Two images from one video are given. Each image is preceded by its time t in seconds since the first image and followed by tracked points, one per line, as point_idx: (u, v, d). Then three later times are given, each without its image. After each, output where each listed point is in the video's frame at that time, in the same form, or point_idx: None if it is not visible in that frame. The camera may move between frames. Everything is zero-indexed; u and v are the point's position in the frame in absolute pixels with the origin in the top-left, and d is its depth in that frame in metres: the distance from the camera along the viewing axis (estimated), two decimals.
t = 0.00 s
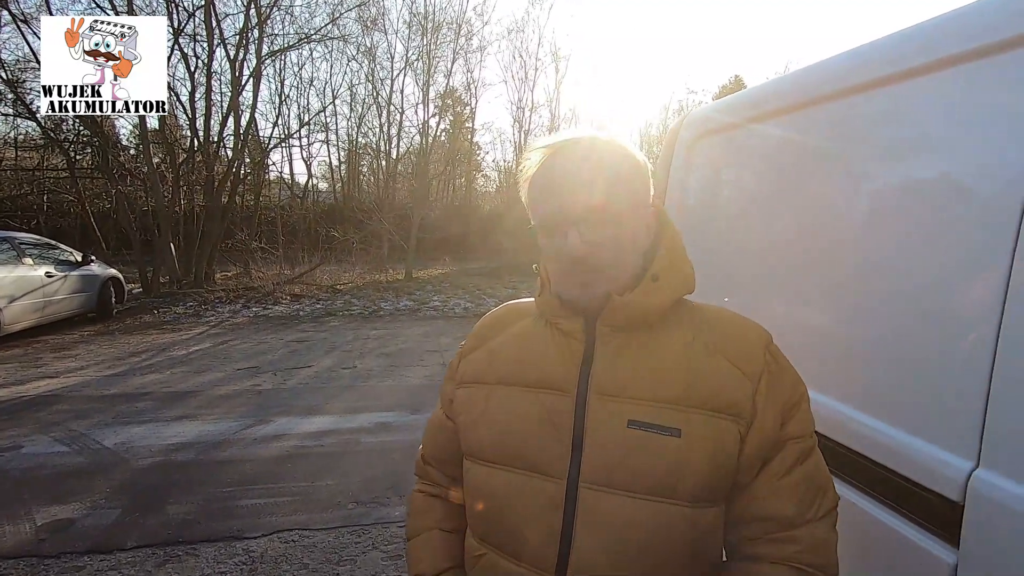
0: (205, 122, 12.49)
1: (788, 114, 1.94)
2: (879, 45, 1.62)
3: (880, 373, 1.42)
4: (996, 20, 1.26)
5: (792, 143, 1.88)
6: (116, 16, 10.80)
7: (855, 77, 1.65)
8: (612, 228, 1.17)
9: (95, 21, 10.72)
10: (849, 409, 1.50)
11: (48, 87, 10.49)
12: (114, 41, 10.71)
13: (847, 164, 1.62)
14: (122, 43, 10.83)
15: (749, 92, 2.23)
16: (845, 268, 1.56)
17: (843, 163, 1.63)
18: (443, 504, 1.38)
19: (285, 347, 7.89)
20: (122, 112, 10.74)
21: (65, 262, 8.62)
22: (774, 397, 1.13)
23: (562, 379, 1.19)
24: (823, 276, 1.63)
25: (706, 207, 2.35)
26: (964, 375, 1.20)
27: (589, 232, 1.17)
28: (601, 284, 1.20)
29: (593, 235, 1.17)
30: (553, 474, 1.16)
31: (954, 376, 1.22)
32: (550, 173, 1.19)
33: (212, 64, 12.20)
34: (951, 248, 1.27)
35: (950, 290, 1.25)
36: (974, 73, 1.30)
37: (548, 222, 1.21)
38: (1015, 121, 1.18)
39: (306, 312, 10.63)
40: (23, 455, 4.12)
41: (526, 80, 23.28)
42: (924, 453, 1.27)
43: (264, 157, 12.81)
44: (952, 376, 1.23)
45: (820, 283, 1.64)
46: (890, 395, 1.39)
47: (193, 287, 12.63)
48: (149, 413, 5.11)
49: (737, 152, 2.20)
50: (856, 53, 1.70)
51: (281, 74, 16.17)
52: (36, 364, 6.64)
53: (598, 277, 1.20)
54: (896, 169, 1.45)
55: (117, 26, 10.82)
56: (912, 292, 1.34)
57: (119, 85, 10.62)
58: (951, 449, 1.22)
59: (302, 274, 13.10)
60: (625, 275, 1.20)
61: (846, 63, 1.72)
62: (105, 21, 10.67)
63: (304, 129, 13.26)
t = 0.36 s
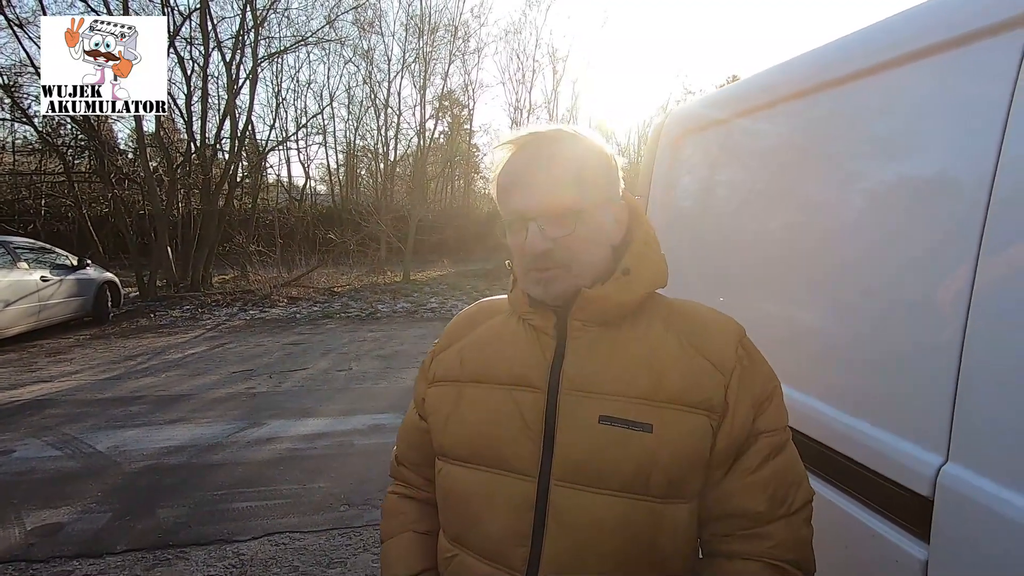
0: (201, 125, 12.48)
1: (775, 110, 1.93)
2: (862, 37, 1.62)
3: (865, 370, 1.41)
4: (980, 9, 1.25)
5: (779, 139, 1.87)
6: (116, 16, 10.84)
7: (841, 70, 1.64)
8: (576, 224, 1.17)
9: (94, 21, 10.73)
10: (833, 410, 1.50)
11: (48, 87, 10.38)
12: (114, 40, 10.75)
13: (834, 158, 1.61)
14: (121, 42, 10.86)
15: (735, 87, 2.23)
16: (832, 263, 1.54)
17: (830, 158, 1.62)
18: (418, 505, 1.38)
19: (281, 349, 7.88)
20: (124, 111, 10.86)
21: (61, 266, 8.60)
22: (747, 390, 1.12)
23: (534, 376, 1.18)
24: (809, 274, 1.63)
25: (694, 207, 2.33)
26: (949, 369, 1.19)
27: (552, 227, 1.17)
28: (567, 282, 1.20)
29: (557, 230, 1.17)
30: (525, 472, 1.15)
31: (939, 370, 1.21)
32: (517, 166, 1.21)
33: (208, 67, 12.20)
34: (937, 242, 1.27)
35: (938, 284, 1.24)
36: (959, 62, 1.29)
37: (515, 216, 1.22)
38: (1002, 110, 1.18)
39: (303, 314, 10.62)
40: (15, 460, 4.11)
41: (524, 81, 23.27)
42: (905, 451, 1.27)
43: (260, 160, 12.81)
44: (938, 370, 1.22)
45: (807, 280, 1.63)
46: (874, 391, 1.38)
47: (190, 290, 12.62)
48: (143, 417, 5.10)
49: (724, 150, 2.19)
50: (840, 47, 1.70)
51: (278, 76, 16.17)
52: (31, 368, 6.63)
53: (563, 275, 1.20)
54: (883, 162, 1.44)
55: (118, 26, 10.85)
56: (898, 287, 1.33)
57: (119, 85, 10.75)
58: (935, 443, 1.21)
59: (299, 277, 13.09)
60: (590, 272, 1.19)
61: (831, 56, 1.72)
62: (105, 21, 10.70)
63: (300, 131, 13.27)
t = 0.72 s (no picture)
0: (212, 123, 12.57)
1: (781, 104, 1.94)
2: (866, 30, 1.63)
3: (871, 357, 1.41)
4: None
5: (785, 133, 1.88)
6: (115, 16, 10.88)
7: (846, 63, 1.65)
8: (586, 212, 1.20)
9: (94, 21, 10.80)
10: (838, 401, 1.51)
11: (48, 87, 10.52)
12: (113, 41, 10.81)
13: (840, 150, 1.61)
14: (121, 42, 10.92)
15: (739, 82, 2.25)
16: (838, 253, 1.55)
17: (836, 150, 1.63)
18: (419, 505, 1.40)
19: (292, 345, 7.96)
20: (121, 112, 10.86)
21: (77, 263, 8.73)
22: (742, 370, 1.14)
23: (534, 363, 1.21)
24: (816, 265, 1.63)
25: (702, 202, 2.33)
26: (954, 353, 1.19)
27: (563, 215, 1.20)
28: (577, 271, 1.22)
29: (568, 217, 1.20)
30: (529, 460, 1.17)
31: (944, 354, 1.22)
32: (526, 158, 1.24)
33: (219, 66, 12.29)
34: (943, 227, 1.27)
35: (944, 268, 1.25)
36: (961, 51, 1.30)
37: (523, 206, 1.23)
38: (1002, 97, 1.19)
39: (314, 311, 10.70)
40: (33, 453, 4.20)
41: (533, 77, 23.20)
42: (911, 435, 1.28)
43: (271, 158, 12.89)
44: (941, 355, 1.22)
45: (815, 270, 1.63)
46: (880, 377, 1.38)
47: (203, 287, 12.76)
48: (157, 412, 5.18)
49: (732, 145, 2.20)
50: (844, 40, 1.71)
51: (288, 74, 16.25)
52: (49, 364, 6.75)
53: (574, 262, 1.21)
54: (889, 152, 1.44)
55: (116, 26, 10.89)
56: (904, 274, 1.33)
57: (118, 86, 10.75)
58: (940, 427, 1.22)
59: (310, 274, 13.18)
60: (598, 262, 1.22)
61: (836, 49, 1.73)
62: (103, 22, 10.76)
63: (310, 129, 13.35)
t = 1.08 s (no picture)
0: (214, 127, 12.60)
1: (787, 107, 1.96)
2: (871, 33, 1.65)
3: (883, 356, 1.42)
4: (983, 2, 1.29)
5: (792, 135, 1.90)
6: (116, 16, 10.93)
7: (852, 66, 1.67)
8: (592, 212, 1.24)
9: (93, 21, 10.86)
10: (850, 402, 1.52)
11: (48, 87, 10.55)
12: (113, 40, 10.85)
13: (848, 151, 1.63)
14: (121, 42, 10.99)
15: (745, 84, 2.26)
16: (847, 253, 1.57)
17: (844, 151, 1.64)
18: (436, 518, 1.41)
19: (295, 348, 7.98)
20: (122, 112, 10.89)
21: (81, 269, 8.76)
22: (760, 367, 1.15)
23: (549, 369, 1.22)
24: (826, 265, 1.64)
25: (709, 205, 2.34)
26: (966, 351, 1.21)
27: (570, 215, 1.24)
28: (587, 272, 1.24)
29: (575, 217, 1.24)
30: (549, 467, 1.18)
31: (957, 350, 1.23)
32: (532, 160, 1.29)
33: (220, 70, 12.33)
34: (953, 226, 1.29)
35: (954, 267, 1.26)
36: (966, 53, 1.32)
37: (532, 209, 1.28)
38: (1010, 98, 1.20)
39: (317, 314, 10.73)
40: (42, 458, 4.22)
41: (533, 78, 23.23)
42: (925, 434, 1.29)
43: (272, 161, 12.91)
44: (952, 353, 1.24)
45: (824, 270, 1.65)
46: (892, 375, 1.39)
47: (206, 291, 12.78)
48: (163, 415, 5.20)
49: (738, 148, 2.21)
50: (849, 43, 1.73)
51: (288, 78, 16.30)
52: (55, 369, 6.78)
53: (583, 262, 1.24)
54: (897, 152, 1.46)
55: (117, 26, 10.96)
56: (915, 272, 1.35)
57: (119, 85, 10.79)
58: (954, 428, 1.23)
59: (312, 277, 13.20)
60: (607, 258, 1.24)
61: (842, 52, 1.74)
62: (104, 21, 10.82)
63: (311, 132, 13.38)
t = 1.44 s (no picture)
0: (214, 133, 12.63)
1: (787, 111, 1.98)
2: (867, 42, 1.68)
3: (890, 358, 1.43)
4: (979, 10, 1.32)
5: (791, 137, 1.92)
6: (115, 16, 10.91)
7: (850, 71, 1.69)
8: (587, 220, 1.18)
9: (93, 21, 10.82)
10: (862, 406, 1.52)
11: (48, 87, 10.52)
12: (113, 41, 10.82)
13: (848, 154, 1.65)
14: (121, 42, 10.93)
15: (749, 88, 2.25)
16: (854, 255, 1.56)
17: (844, 153, 1.67)
18: (463, 523, 1.43)
19: (297, 353, 7.99)
20: (121, 112, 10.88)
21: (82, 275, 8.77)
22: (802, 381, 1.11)
23: (569, 381, 1.21)
24: (833, 266, 1.63)
25: (712, 209, 2.34)
26: (968, 348, 1.23)
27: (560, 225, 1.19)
28: (584, 275, 1.21)
29: (562, 224, 1.19)
30: (575, 483, 1.18)
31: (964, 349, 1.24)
32: (525, 165, 1.24)
33: (220, 77, 12.37)
34: (965, 236, 1.28)
35: (958, 271, 1.28)
36: (960, 60, 1.35)
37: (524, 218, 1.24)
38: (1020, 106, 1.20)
39: (318, 318, 10.74)
40: (46, 466, 4.22)
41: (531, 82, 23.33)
42: (938, 437, 1.29)
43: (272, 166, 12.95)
44: (956, 351, 1.26)
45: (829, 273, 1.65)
46: (899, 377, 1.40)
47: (206, 296, 12.79)
48: (167, 422, 5.21)
49: (738, 150, 2.24)
50: (847, 51, 1.75)
51: (287, 83, 16.35)
52: (57, 376, 6.78)
53: (581, 271, 1.20)
54: (897, 154, 1.48)
55: (117, 26, 10.94)
56: (923, 275, 1.35)
57: (119, 85, 10.78)
58: (962, 432, 1.24)
59: (313, 282, 13.22)
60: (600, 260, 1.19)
61: (839, 59, 1.77)
62: (104, 21, 10.76)
63: (311, 137, 13.42)
